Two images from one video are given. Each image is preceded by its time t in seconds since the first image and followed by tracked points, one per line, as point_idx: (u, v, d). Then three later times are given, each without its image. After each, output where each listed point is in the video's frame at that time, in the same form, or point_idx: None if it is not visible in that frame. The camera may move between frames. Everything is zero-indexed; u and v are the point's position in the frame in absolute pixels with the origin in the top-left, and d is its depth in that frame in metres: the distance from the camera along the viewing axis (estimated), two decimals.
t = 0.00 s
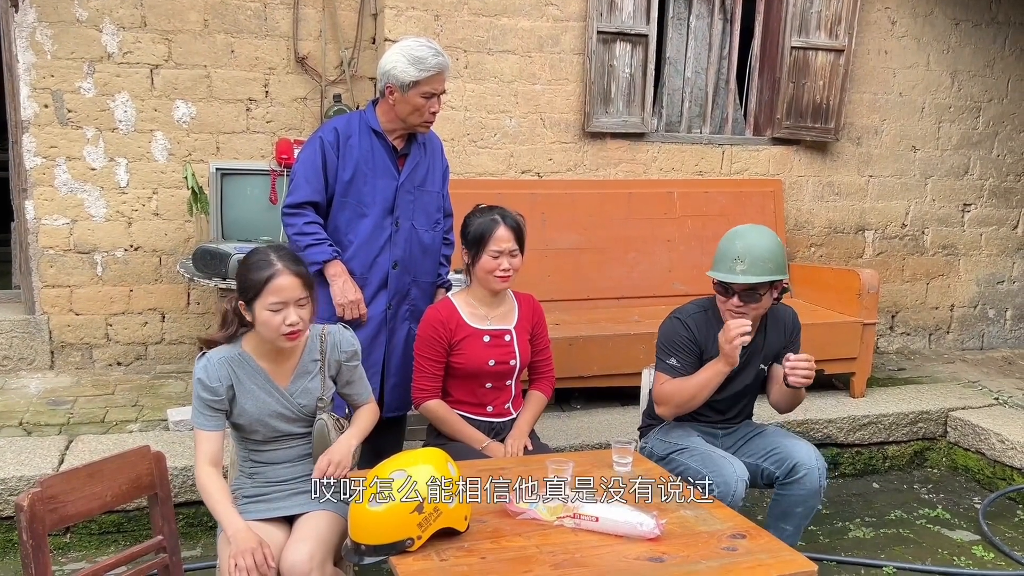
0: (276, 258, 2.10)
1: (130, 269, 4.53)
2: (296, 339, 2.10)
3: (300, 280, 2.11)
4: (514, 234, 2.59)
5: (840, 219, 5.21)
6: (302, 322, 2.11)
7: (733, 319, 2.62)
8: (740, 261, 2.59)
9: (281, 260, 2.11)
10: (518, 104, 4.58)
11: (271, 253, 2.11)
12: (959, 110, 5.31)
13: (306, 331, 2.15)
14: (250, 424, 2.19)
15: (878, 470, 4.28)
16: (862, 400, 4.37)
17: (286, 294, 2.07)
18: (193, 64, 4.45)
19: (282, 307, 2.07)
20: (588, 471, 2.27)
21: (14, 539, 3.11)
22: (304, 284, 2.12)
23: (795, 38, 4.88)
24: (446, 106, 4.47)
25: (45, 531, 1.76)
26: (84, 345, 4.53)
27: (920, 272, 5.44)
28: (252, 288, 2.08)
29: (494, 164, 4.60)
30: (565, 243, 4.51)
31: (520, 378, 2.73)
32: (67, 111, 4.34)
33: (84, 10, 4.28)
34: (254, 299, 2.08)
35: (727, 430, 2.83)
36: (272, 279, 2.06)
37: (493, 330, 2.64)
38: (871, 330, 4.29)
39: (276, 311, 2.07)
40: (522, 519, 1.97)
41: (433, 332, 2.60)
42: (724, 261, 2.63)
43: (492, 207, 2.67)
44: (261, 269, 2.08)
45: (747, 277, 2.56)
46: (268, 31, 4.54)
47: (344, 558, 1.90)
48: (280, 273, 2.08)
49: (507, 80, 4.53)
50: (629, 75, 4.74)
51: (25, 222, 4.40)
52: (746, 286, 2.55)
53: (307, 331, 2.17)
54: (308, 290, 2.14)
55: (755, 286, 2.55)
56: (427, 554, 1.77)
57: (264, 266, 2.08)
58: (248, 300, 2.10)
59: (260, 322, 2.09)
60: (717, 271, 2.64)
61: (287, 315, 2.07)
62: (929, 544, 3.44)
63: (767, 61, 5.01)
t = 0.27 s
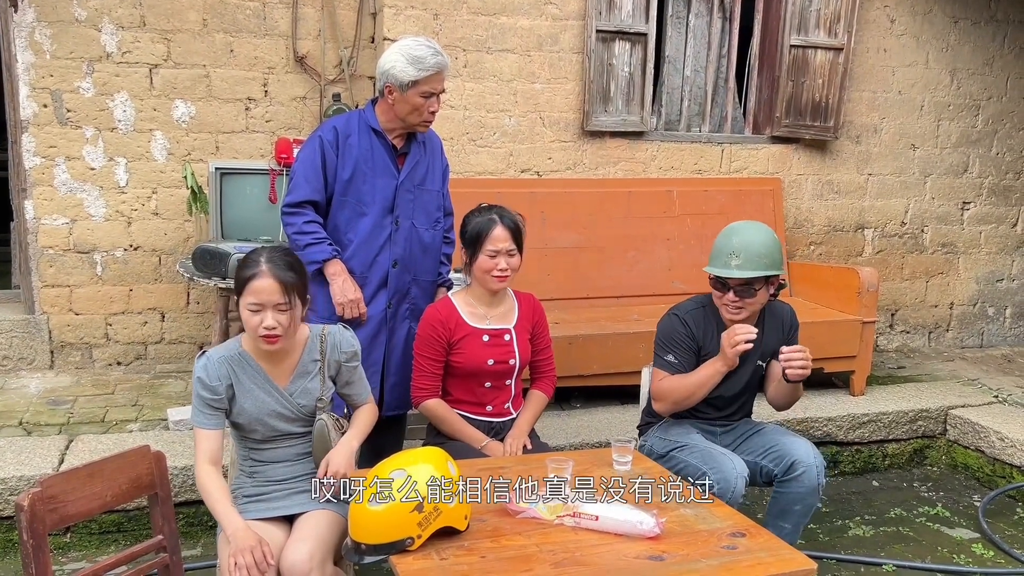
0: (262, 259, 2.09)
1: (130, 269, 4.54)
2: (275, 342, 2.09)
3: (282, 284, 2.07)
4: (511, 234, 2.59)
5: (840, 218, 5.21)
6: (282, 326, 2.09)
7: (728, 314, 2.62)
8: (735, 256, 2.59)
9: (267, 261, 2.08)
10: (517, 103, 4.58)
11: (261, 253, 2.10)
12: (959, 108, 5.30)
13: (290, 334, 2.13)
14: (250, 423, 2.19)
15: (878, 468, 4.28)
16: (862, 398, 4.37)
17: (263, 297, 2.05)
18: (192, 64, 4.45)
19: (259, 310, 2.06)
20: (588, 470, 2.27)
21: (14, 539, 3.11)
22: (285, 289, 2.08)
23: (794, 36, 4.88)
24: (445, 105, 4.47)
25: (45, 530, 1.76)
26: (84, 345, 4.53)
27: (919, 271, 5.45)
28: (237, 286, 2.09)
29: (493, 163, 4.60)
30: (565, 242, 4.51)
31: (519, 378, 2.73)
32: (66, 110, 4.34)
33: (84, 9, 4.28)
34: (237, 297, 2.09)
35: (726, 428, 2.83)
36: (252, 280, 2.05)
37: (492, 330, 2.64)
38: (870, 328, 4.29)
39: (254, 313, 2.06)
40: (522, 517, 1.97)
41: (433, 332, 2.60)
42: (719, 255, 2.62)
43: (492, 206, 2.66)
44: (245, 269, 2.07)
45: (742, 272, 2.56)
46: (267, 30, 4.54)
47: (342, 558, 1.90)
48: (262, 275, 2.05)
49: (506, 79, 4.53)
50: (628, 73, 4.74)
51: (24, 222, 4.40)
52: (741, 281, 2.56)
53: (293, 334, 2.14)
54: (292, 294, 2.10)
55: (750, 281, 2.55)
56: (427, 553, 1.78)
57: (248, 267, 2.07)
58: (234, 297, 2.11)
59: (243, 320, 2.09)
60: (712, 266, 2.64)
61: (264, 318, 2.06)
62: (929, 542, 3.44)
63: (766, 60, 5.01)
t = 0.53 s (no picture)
0: (255, 260, 2.09)
1: (130, 270, 4.54)
2: (265, 343, 2.09)
3: (271, 285, 2.07)
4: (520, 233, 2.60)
5: (840, 217, 5.22)
6: (272, 327, 2.08)
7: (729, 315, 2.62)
8: (737, 259, 2.59)
9: (258, 262, 2.09)
10: (517, 103, 4.58)
11: (255, 254, 2.10)
12: (958, 107, 5.31)
13: (282, 335, 2.13)
14: (250, 424, 2.20)
15: (878, 467, 4.29)
16: (861, 397, 4.37)
17: (252, 298, 2.05)
18: (191, 65, 4.45)
19: (249, 310, 2.06)
20: (588, 470, 2.28)
21: (16, 540, 3.12)
22: (275, 290, 2.07)
23: (793, 36, 4.88)
24: (445, 105, 4.47)
25: (46, 532, 1.76)
26: (84, 345, 4.53)
27: (919, 269, 5.45)
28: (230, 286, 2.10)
29: (493, 163, 4.60)
30: (564, 242, 4.51)
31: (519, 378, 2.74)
32: (66, 111, 4.34)
33: (83, 10, 4.28)
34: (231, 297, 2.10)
35: (724, 427, 2.83)
36: (242, 281, 2.05)
37: (492, 330, 2.64)
38: (870, 327, 4.29)
39: (244, 313, 2.07)
40: (522, 518, 1.98)
41: (433, 332, 2.60)
42: (720, 258, 2.63)
43: (493, 206, 2.65)
44: (237, 269, 2.08)
45: (743, 274, 2.57)
46: (266, 31, 4.54)
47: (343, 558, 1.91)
48: (252, 276, 2.06)
49: (505, 79, 4.53)
50: (628, 73, 4.75)
51: (24, 223, 4.41)
52: (743, 283, 2.56)
53: (286, 335, 2.14)
54: (283, 295, 2.10)
55: (752, 283, 2.55)
56: (427, 553, 1.78)
57: (240, 267, 2.08)
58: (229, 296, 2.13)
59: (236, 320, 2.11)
60: (713, 269, 2.64)
61: (254, 318, 2.06)
62: (929, 541, 3.45)
63: (765, 59, 5.02)
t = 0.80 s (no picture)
0: (249, 261, 2.09)
1: (130, 271, 4.54)
2: (258, 344, 2.09)
3: (263, 287, 2.07)
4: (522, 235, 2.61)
5: (838, 217, 5.22)
6: (265, 329, 2.09)
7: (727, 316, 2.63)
8: (734, 261, 2.59)
9: (251, 263, 2.09)
10: (516, 104, 4.58)
11: (249, 256, 2.11)
12: (956, 107, 5.31)
13: (276, 337, 2.13)
14: (248, 425, 2.20)
15: (877, 467, 4.29)
16: (860, 396, 4.38)
17: (244, 299, 2.06)
18: (191, 66, 4.45)
19: (242, 311, 2.07)
20: (587, 470, 2.28)
21: (16, 541, 3.12)
22: (267, 292, 2.07)
23: (792, 36, 4.89)
24: (444, 106, 4.48)
25: (46, 534, 1.77)
26: (84, 347, 4.54)
27: (918, 269, 5.45)
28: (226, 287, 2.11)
29: (491, 164, 4.60)
30: (563, 243, 4.52)
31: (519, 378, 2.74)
32: (66, 113, 4.34)
33: (82, 12, 4.28)
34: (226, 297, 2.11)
35: (721, 427, 2.84)
36: (235, 283, 2.06)
37: (492, 331, 2.65)
38: (870, 327, 4.30)
39: (238, 315, 2.08)
40: (521, 518, 1.98)
41: (433, 334, 2.61)
42: (718, 260, 2.63)
43: (494, 207, 2.65)
44: (231, 270, 2.09)
45: (741, 276, 2.57)
46: (265, 32, 4.55)
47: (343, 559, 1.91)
48: (244, 278, 2.06)
49: (504, 80, 4.53)
50: (627, 74, 4.75)
51: (24, 224, 4.41)
52: (741, 284, 2.56)
53: (280, 337, 2.14)
54: (275, 297, 2.10)
55: (749, 285, 2.55)
56: (427, 554, 1.78)
57: (234, 269, 2.09)
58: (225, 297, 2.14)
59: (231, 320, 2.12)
60: (711, 270, 2.65)
61: (246, 320, 2.07)
62: (928, 540, 3.45)
63: (764, 59, 5.02)
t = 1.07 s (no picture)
0: (241, 263, 2.10)
1: (128, 273, 4.55)
2: (251, 345, 2.10)
3: (254, 289, 2.07)
4: (515, 239, 2.60)
5: (836, 217, 5.23)
6: (257, 330, 2.09)
7: (722, 315, 2.62)
8: (729, 259, 2.60)
9: (243, 265, 2.10)
10: (514, 105, 4.59)
11: (241, 258, 2.11)
12: (954, 107, 5.32)
13: (269, 339, 2.13)
14: (245, 428, 2.20)
15: (876, 467, 4.30)
16: (859, 397, 4.38)
17: (236, 301, 2.06)
18: (188, 68, 4.46)
19: (234, 313, 2.08)
20: (584, 471, 2.28)
21: (14, 544, 3.12)
22: (259, 294, 2.08)
23: (789, 37, 4.90)
24: (442, 108, 4.48)
25: (43, 536, 1.77)
26: (83, 349, 4.54)
27: (916, 270, 5.46)
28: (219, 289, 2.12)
29: (489, 165, 4.61)
30: (562, 244, 4.52)
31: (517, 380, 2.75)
32: (63, 116, 4.34)
33: (80, 15, 4.28)
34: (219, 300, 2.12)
35: (720, 428, 2.84)
36: (226, 284, 2.07)
37: (490, 333, 2.65)
38: (868, 327, 4.30)
39: (230, 316, 2.08)
40: (518, 519, 1.98)
41: (431, 335, 2.61)
42: (713, 259, 2.64)
43: (494, 210, 2.66)
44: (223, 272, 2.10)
45: (735, 274, 2.57)
46: (263, 34, 4.55)
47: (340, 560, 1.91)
48: (236, 279, 2.06)
49: (502, 81, 4.54)
50: (624, 75, 4.76)
51: (22, 227, 4.41)
52: (734, 282, 2.56)
53: (273, 339, 2.14)
54: (267, 299, 2.10)
55: (744, 283, 2.55)
56: (423, 555, 1.79)
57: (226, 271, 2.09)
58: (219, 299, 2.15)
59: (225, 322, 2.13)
60: (706, 269, 2.65)
61: (238, 322, 2.07)
62: (926, 540, 3.46)
63: (761, 60, 5.03)
